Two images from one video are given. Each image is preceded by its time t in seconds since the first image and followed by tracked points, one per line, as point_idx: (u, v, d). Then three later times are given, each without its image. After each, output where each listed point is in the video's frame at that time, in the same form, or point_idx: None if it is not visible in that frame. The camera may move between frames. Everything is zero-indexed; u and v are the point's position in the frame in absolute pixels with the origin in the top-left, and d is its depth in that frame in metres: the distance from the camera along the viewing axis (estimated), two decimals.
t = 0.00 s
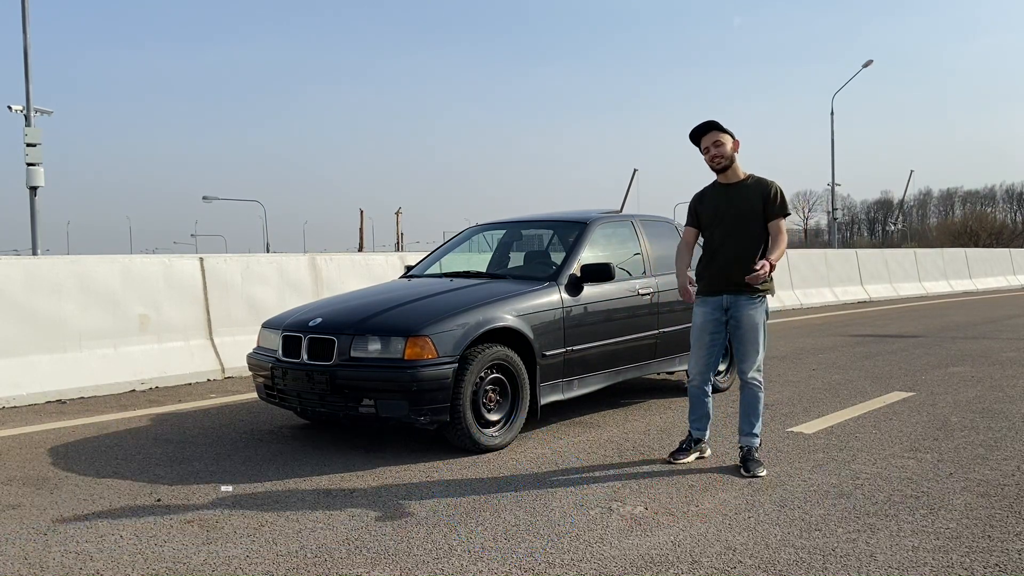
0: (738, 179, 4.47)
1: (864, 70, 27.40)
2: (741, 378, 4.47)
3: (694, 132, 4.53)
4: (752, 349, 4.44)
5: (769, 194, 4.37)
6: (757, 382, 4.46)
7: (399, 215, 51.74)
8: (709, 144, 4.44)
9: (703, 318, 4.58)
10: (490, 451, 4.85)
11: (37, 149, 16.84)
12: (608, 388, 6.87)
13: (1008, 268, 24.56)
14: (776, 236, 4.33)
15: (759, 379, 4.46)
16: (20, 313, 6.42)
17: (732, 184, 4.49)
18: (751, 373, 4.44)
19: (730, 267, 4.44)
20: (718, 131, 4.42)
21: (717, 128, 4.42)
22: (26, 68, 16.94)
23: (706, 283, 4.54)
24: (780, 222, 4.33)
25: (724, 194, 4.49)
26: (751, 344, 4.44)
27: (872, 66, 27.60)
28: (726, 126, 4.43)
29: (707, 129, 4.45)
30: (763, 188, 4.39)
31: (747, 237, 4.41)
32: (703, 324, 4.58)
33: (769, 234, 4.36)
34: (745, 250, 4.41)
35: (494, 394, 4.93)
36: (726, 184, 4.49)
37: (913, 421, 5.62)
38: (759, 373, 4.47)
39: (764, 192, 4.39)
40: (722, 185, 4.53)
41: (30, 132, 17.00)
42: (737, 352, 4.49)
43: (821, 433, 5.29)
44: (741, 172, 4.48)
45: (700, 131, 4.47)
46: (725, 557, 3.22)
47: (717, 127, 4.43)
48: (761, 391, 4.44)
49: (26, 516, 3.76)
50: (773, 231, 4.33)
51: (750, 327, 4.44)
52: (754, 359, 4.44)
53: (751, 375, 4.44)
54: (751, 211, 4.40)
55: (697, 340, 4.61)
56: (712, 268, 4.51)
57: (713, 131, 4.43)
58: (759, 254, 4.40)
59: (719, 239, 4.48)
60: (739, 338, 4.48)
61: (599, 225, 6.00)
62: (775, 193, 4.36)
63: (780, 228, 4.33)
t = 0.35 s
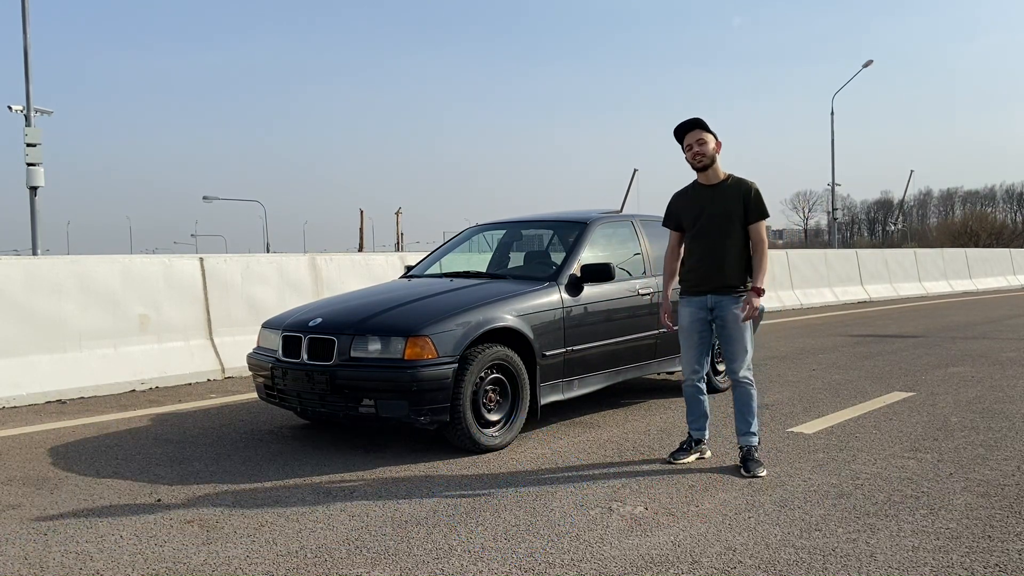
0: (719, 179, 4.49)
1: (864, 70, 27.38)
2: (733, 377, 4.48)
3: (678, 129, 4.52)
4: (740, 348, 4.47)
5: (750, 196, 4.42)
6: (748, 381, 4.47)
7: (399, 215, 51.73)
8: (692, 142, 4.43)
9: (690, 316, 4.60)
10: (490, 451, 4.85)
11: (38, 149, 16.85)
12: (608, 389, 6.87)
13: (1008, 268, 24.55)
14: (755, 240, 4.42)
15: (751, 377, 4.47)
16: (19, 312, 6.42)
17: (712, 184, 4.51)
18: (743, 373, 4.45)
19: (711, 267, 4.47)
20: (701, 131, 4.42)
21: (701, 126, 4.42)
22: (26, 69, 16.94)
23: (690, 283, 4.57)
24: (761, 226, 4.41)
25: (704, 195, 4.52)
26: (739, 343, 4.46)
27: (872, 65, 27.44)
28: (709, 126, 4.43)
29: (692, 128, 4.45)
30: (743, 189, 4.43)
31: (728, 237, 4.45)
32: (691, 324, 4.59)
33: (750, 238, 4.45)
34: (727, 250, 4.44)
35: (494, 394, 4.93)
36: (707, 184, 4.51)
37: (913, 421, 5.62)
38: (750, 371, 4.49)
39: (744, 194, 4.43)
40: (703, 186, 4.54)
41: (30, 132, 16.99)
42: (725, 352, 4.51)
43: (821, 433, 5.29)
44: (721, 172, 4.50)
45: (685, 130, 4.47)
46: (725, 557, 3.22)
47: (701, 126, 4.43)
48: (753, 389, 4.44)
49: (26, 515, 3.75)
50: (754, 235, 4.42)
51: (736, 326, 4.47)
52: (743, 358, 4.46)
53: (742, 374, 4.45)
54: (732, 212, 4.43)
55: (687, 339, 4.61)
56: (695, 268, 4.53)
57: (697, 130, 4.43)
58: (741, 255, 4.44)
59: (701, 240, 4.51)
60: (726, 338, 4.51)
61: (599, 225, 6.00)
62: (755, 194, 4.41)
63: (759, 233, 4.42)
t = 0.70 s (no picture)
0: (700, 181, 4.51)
1: (864, 70, 27.37)
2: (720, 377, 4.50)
3: (660, 132, 4.53)
4: (725, 348, 4.48)
5: (731, 197, 4.45)
6: (737, 380, 4.48)
7: (399, 215, 51.75)
8: (674, 145, 4.44)
9: (674, 316, 4.63)
10: (490, 451, 4.85)
11: (37, 149, 16.83)
12: (608, 389, 6.87)
13: (1007, 268, 24.54)
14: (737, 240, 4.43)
15: (738, 376, 4.48)
16: (19, 312, 6.42)
17: (693, 186, 4.53)
18: (729, 372, 4.47)
19: (694, 268, 4.50)
20: (684, 133, 4.43)
21: (683, 130, 4.43)
22: (25, 70, 16.94)
23: (674, 284, 4.60)
24: (741, 226, 4.42)
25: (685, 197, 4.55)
26: (721, 343, 4.48)
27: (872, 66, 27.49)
28: (691, 129, 4.45)
29: (674, 131, 4.46)
30: (724, 190, 4.46)
31: (710, 238, 4.47)
32: (675, 324, 4.62)
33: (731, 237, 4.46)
34: (708, 251, 4.46)
35: (494, 394, 4.93)
36: (688, 186, 4.53)
37: (913, 422, 5.62)
38: (737, 371, 4.50)
39: (725, 195, 4.46)
40: (684, 189, 4.56)
41: (30, 132, 16.99)
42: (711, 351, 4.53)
43: (820, 433, 5.29)
44: (702, 175, 4.52)
45: (667, 133, 4.48)
46: (725, 557, 3.22)
47: (683, 129, 4.44)
48: (742, 388, 4.45)
49: (26, 515, 3.75)
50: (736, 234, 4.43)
51: (718, 326, 4.48)
52: (728, 358, 4.47)
53: (728, 373, 4.48)
54: (713, 213, 4.46)
55: (673, 339, 4.65)
56: (678, 268, 4.56)
57: (679, 133, 4.44)
58: (723, 255, 4.47)
59: (684, 241, 4.54)
60: (709, 338, 4.52)
61: (599, 225, 6.00)
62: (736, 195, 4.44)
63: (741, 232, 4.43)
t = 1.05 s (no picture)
0: (685, 184, 4.54)
1: (864, 70, 27.36)
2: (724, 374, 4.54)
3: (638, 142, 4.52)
4: (728, 345, 4.53)
5: (716, 194, 4.46)
6: (739, 376, 4.54)
7: (399, 215, 51.76)
8: (655, 155, 4.44)
9: (677, 315, 4.63)
10: (490, 451, 4.85)
11: (37, 149, 16.83)
12: (608, 389, 6.87)
13: (1007, 268, 24.53)
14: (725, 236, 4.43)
15: (741, 372, 4.54)
16: (20, 313, 6.42)
17: (679, 190, 4.56)
18: (733, 368, 4.53)
19: (691, 269, 4.53)
20: (662, 142, 4.42)
21: (662, 138, 4.42)
22: (26, 70, 16.94)
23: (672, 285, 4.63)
24: (729, 222, 4.43)
25: (674, 198, 4.57)
26: (725, 340, 4.52)
27: (872, 66, 27.20)
28: (667, 137, 4.43)
29: (651, 141, 4.45)
30: (709, 188, 4.48)
31: (701, 237, 4.49)
32: (678, 323, 4.63)
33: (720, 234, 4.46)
34: (701, 251, 4.49)
35: (494, 394, 4.93)
36: (674, 191, 4.56)
37: (913, 421, 5.62)
38: (739, 366, 4.56)
39: (711, 192, 4.48)
40: (670, 194, 4.59)
41: (30, 132, 16.98)
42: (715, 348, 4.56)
43: (821, 433, 5.29)
44: (686, 177, 4.55)
45: (645, 143, 4.47)
46: (725, 557, 3.22)
47: (661, 137, 4.43)
48: (744, 384, 4.51)
49: (25, 515, 3.75)
50: (724, 231, 4.43)
51: (723, 323, 4.53)
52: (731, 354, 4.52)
53: (732, 369, 4.53)
54: (702, 212, 4.48)
55: (676, 338, 4.65)
56: (675, 270, 4.60)
57: (657, 143, 4.43)
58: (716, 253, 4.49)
59: (675, 242, 4.57)
60: (714, 336, 4.56)
61: (599, 225, 6.00)
62: (721, 191, 4.45)
63: (728, 229, 4.43)
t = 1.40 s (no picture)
0: (687, 184, 4.56)
1: (864, 70, 27.34)
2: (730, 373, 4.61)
3: (642, 142, 4.52)
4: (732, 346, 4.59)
5: (719, 193, 4.49)
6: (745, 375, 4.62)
7: (399, 215, 51.77)
8: (658, 155, 4.45)
9: (680, 315, 4.66)
10: (490, 451, 4.85)
11: (37, 149, 16.83)
12: (608, 389, 6.87)
13: (1007, 268, 24.52)
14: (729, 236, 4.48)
15: (747, 372, 4.61)
16: (20, 312, 6.42)
17: (681, 190, 4.58)
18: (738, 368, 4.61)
19: (696, 269, 4.55)
20: (666, 142, 4.43)
21: (666, 139, 4.43)
22: (26, 70, 16.95)
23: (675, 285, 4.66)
24: (733, 221, 4.48)
25: (677, 198, 4.59)
26: (730, 341, 4.58)
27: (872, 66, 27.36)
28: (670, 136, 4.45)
29: (655, 141, 4.45)
30: (712, 187, 4.51)
31: (704, 238, 4.52)
32: (681, 323, 4.66)
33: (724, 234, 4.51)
34: (704, 250, 4.53)
35: (494, 394, 4.93)
36: (675, 191, 4.58)
37: (913, 421, 5.62)
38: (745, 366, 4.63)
39: (714, 192, 4.51)
40: (671, 193, 4.62)
41: (30, 132, 16.98)
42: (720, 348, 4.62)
43: (821, 433, 5.30)
44: (688, 177, 4.57)
45: (648, 144, 4.48)
46: (725, 557, 3.22)
47: (665, 138, 4.44)
48: (750, 383, 4.60)
49: (25, 515, 3.75)
50: (728, 231, 4.48)
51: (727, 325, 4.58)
52: (736, 354, 4.58)
53: (738, 369, 4.60)
54: (705, 211, 4.51)
55: (678, 337, 4.68)
56: (679, 270, 4.62)
57: (661, 143, 4.43)
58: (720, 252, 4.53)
59: (678, 242, 4.59)
60: (718, 336, 4.62)
61: (599, 225, 6.00)
62: (724, 191, 4.49)
63: (732, 228, 4.48)
